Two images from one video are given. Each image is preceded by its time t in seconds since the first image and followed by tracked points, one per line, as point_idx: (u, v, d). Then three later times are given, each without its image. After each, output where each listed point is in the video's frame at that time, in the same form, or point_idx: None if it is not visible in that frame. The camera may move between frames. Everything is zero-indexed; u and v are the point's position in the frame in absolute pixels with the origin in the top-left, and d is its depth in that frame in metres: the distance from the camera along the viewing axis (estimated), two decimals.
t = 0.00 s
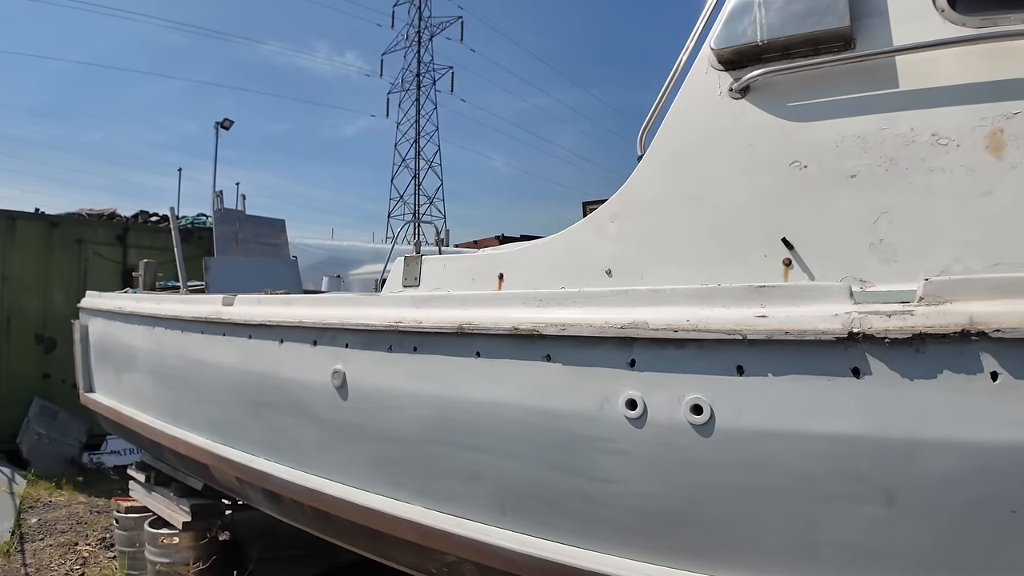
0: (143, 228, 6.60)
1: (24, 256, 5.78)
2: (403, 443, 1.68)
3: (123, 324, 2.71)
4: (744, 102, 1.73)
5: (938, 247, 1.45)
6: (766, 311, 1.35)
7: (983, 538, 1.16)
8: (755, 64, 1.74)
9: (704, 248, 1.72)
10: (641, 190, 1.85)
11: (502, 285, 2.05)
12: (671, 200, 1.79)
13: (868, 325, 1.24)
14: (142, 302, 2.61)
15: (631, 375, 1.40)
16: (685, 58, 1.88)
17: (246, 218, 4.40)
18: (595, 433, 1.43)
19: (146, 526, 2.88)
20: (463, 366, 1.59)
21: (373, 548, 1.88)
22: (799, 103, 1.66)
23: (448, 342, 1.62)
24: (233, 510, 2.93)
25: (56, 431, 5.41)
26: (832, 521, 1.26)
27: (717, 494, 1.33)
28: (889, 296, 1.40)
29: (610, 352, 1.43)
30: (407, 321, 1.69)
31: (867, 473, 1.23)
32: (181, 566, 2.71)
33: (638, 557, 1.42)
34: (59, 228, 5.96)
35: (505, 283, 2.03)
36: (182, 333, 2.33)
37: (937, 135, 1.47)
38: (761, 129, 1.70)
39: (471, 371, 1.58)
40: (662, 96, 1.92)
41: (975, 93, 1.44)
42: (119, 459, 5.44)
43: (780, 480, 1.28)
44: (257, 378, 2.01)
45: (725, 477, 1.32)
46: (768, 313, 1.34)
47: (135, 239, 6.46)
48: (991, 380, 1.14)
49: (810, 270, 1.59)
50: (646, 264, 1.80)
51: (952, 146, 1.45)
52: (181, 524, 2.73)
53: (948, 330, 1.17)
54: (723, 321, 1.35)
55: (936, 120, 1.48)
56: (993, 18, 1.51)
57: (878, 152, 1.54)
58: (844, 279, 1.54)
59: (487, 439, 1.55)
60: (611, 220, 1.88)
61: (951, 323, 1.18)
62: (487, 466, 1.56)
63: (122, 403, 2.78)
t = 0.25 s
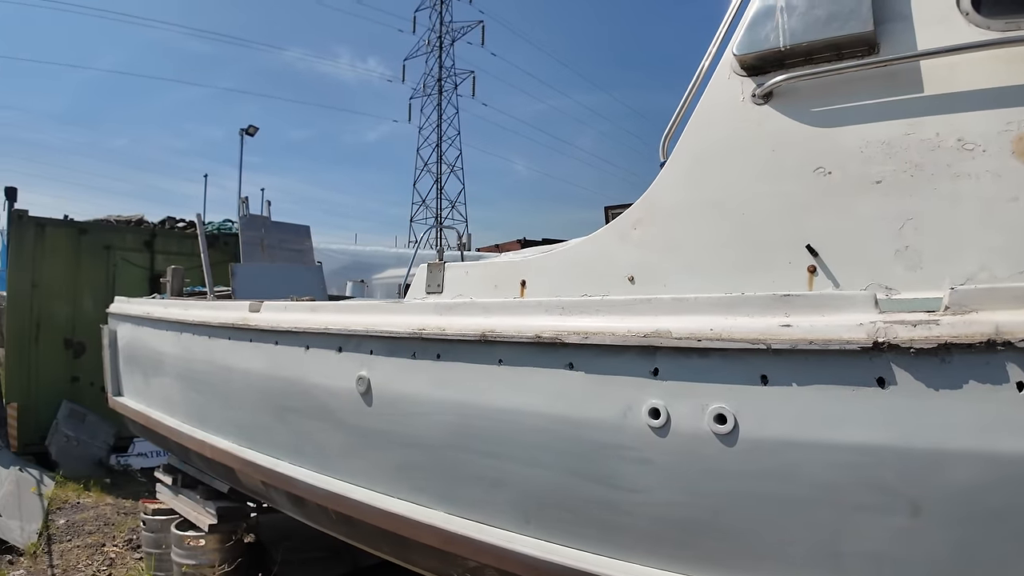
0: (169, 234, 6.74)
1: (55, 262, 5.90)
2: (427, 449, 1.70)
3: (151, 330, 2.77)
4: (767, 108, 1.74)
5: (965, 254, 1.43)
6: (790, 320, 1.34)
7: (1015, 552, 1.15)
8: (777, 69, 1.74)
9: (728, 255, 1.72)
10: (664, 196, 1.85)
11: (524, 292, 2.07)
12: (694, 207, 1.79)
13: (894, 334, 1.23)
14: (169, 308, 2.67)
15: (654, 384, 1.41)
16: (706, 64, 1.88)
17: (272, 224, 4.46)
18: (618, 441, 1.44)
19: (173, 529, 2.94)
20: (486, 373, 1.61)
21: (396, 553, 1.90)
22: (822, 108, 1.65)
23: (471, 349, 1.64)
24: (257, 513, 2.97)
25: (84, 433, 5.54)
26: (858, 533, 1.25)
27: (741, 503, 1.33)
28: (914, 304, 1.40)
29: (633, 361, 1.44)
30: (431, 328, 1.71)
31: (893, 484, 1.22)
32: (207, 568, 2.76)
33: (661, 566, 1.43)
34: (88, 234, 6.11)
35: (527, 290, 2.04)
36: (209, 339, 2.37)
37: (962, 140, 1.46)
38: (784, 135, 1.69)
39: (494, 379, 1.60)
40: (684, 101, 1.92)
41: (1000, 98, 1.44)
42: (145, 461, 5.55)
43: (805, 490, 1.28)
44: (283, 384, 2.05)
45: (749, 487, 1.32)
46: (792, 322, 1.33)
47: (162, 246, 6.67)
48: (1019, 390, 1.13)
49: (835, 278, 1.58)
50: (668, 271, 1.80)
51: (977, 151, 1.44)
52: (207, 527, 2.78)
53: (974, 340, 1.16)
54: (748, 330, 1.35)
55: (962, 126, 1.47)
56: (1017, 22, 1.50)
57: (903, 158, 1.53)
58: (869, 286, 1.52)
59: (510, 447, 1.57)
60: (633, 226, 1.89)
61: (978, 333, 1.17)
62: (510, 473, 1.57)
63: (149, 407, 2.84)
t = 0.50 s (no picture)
0: (185, 242, 6.85)
1: (72, 271, 6.00)
2: (436, 459, 1.73)
3: (166, 337, 2.82)
4: (774, 118, 1.74)
5: (974, 265, 1.43)
6: (795, 333, 1.35)
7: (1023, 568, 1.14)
8: (785, 79, 1.75)
9: (737, 266, 1.73)
10: (672, 208, 1.87)
11: (533, 301, 2.08)
12: (701, 217, 1.80)
13: (899, 348, 1.24)
14: (184, 316, 2.71)
15: (660, 397, 1.42)
16: (714, 74, 1.89)
17: (287, 232, 4.51)
18: (624, 453, 1.45)
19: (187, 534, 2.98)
20: (494, 384, 1.63)
21: (406, 561, 1.92)
22: (830, 118, 1.66)
23: (479, 360, 1.66)
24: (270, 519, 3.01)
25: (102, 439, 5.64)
26: (864, 547, 1.26)
27: (747, 516, 1.34)
28: (921, 315, 1.39)
29: (640, 373, 1.45)
30: (440, 339, 1.74)
31: (898, 498, 1.22)
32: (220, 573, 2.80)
33: None
34: (105, 242, 6.22)
35: (535, 300, 2.06)
36: (223, 347, 2.42)
37: (971, 150, 1.46)
38: (792, 146, 1.70)
39: (502, 390, 1.62)
40: (692, 111, 1.94)
41: (1011, 106, 1.42)
42: (161, 467, 5.65)
43: (811, 503, 1.29)
44: (296, 393, 2.08)
45: (755, 500, 1.33)
46: (797, 336, 1.34)
47: (178, 252, 6.77)
48: None
49: (842, 288, 1.58)
50: (676, 282, 1.81)
51: (986, 160, 1.44)
52: (221, 532, 2.83)
53: (980, 355, 1.16)
54: (753, 343, 1.36)
55: (970, 135, 1.47)
56: None
57: (912, 168, 1.53)
58: (876, 297, 1.53)
59: (518, 458, 1.59)
60: (641, 237, 1.91)
61: (984, 347, 1.17)
62: (518, 483, 1.59)
63: (165, 413, 2.89)
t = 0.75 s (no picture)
0: (190, 253, 6.92)
1: (77, 282, 6.06)
2: (433, 474, 1.75)
3: (169, 349, 2.85)
4: (768, 134, 1.76)
5: (968, 283, 1.43)
6: (785, 353, 1.37)
7: None
8: (779, 95, 1.76)
9: (730, 283, 1.73)
10: (666, 224, 1.88)
11: (530, 316, 2.09)
12: (696, 233, 1.81)
13: (887, 369, 1.24)
14: (186, 328, 2.75)
15: (651, 415, 1.44)
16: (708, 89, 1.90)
17: (289, 244, 4.55)
18: (617, 471, 1.47)
19: (189, 544, 3.02)
20: (489, 401, 1.65)
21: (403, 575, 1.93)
22: (823, 134, 1.67)
23: (474, 376, 1.68)
24: (271, 530, 3.03)
25: (104, 448, 5.68)
26: (854, 567, 1.26)
27: (738, 535, 1.35)
28: (913, 334, 1.37)
29: (632, 391, 1.47)
30: (436, 355, 1.76)
31: (888, 518, 1.23)
32: None
33: None
34: (110, 252, 6.29)
35: (532, 315, 2.08)
36: (224, 360, 2.45)
37: (964, 166, 1.47)
38: (786, 162, 1.71)
39: (497, 406, 1.64)
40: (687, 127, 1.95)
41: (1003, 123, 1.43)
42: (163, 477, 5.70)
43: (801, 523, 1.30)
44: (295, 406, 2.11)
45: (746, 519, 1.34)
46: (786, 355, 1.36)
47: (183, 263, 6.86)
48: (1013, 426, 1.14)
49: (835, 305, 1.58)
50: (670, 298, 1.82)
51: (979, 177, 1.45)
52: (222, 544, 2.85)
53: (968, 376, 1.17)
54: (743, 363, 1.37)
55: (964, 151, 1.48)
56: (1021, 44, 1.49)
57: (905, 185, 1.54)
58: (869, 314, 1.54)
59: (512, 474, 1.61)
60: (636, 253, 1.93)
61: (973, 368, 1.18)
62: (513, 499, 1.61)
63: (167, 424, 2.92)
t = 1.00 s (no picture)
0: (188, 266, 7.01)
1: (76, 295, 6.10)
2: (425, 491, 1.75)
3: (166, 364, 2.87)
4: (757, 153, 1.77)
5: (956, 303, 1.43)
6: (770, 373, 1.39)
7: None
8: (768, 115, 1.79)
9: (720, 301, 1.73)
10: (657, 242, 1.90)
11: (523, 332, 2.11)
12: (687, 251, 1.83)
13: (871, 390, 1.25)
14: (182, 343, 2.77)
15: (639, 434, 1.45)
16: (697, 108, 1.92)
17: (287, 258, 4.58)
18: (606, 490, 1.48)
19: (183, 560, 3.06)
20: (480, 419, 1.66)
21: None
22: (811, 154, 1.68)
23: (465, 395, 1.69)
24: (267, 544, 3.04)
25: (102, 460, 5.70)
26: None
27: (726, 555, 1.35)
28: (897, 353, 1.38)
29: (620, 410, 1.48)
30: (428, 373, 1.77)
31: (874, 539, 1.24)
32: None
33: None
34: (109, 265, 6.34)
35: (525, 332, 2.10)
36: (221, 375, 2.46)
37: (951, 186, 1.47)
38: (774, 181, 1.72)
39: (487, 424, 1.65)
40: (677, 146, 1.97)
41: (990, 142, 1.43)
42: (160, 489, 5.70)
43: (788, 543, 1.30)
44: (289, 422, 2.12)
45: (733, 539, 1.34)
46: (771, 375, 1.38)
47: (181, 276, 6.97)
48: (997, 447, 1.14)
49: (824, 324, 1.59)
50: (661, 315, 1.83)
51: (967, 196, 1.45)
52: (217, 558, 2.86)
53: (951, 397, 1.17)
54: (729, 383, 1.39)
55: (951, 170, 1.48)
56: (1009, 62, 1.50)
57: (892, 204, 1.54)
58: (857, 333, 1.53)
59: (503, 492, 1.61)
60: (627, 271, 1.94)
61: (957, 389, 1.18)
62: (504, 517, 1.62)
63: (163, 438, 2.93)
